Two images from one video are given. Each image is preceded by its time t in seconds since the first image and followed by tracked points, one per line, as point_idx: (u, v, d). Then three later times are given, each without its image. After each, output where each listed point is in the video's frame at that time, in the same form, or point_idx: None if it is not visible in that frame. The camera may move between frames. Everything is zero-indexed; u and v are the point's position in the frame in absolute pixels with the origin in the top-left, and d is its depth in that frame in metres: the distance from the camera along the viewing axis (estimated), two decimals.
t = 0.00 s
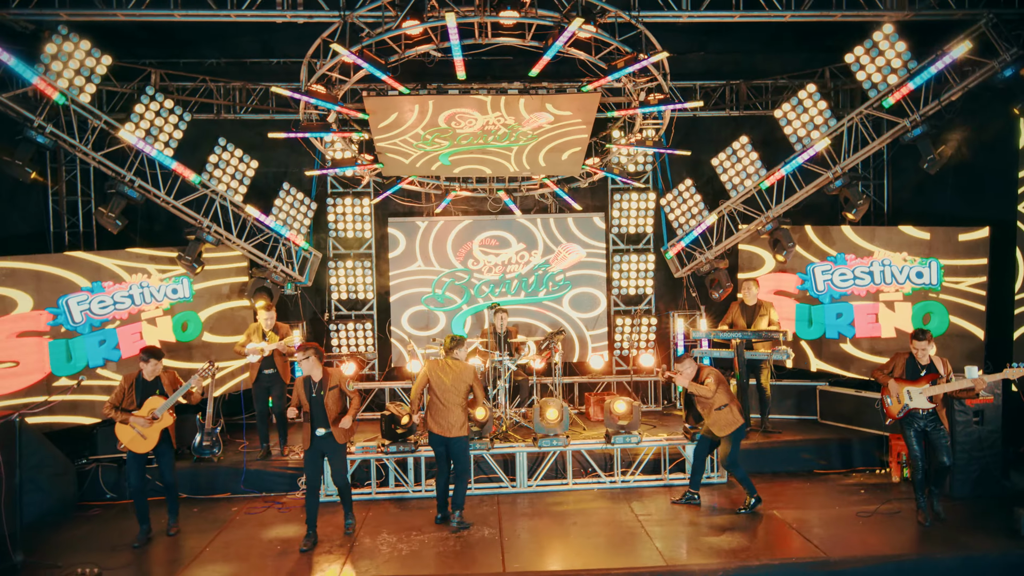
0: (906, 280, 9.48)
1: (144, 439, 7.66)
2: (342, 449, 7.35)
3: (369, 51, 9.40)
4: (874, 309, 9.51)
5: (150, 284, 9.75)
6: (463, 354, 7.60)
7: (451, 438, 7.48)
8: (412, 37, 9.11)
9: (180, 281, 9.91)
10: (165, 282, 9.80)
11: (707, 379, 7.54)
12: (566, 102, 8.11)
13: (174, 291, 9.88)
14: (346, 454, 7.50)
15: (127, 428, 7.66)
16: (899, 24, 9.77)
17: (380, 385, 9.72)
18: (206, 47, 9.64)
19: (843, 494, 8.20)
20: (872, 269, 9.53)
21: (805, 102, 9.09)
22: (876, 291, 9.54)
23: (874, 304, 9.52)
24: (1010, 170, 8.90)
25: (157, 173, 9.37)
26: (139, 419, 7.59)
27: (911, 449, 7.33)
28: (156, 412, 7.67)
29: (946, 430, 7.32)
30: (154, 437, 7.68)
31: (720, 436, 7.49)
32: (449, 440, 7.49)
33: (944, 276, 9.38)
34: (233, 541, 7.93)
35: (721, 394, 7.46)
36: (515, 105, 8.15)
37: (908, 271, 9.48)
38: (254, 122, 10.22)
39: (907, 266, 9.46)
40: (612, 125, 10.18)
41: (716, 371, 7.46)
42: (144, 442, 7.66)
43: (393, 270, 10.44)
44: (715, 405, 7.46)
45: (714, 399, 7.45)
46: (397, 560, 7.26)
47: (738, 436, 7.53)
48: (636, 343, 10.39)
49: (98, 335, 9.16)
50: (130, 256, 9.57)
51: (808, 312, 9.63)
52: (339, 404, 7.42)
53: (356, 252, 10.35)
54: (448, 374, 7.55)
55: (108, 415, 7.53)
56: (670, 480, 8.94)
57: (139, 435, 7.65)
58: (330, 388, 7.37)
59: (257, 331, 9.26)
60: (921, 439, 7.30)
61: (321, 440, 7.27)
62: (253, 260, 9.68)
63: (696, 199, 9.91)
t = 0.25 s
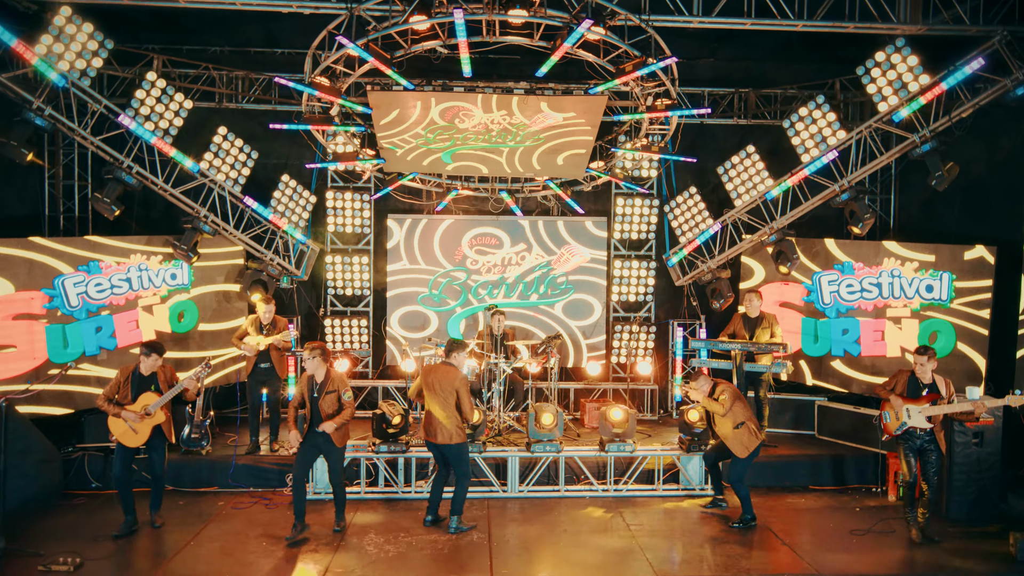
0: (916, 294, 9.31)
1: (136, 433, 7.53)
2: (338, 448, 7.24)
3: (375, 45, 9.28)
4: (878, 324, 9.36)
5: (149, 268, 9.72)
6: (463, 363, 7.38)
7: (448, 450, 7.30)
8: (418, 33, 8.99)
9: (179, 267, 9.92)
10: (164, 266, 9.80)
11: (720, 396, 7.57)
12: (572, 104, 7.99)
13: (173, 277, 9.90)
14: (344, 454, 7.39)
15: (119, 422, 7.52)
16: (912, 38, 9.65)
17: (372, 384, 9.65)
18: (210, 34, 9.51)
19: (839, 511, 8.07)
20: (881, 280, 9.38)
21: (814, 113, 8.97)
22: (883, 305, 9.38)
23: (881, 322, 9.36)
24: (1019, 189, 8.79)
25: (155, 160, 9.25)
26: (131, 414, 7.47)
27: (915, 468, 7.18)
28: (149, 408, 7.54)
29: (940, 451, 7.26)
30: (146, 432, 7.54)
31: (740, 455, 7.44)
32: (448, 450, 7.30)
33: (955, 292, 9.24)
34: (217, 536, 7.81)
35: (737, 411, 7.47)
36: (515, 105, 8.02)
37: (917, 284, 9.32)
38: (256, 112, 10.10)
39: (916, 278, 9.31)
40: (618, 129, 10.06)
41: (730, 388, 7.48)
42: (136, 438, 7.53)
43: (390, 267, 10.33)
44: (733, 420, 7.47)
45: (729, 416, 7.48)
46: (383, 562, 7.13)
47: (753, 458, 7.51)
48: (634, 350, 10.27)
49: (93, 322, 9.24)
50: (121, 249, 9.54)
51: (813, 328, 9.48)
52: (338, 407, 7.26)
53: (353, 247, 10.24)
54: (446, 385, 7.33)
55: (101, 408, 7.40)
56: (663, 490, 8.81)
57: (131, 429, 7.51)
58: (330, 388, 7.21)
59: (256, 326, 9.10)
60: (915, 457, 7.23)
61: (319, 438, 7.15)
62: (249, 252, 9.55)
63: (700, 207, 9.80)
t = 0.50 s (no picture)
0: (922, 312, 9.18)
1: (113, 416, 7.43)
2: (327, 440, 7.14)
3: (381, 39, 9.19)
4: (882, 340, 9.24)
5: (148, 254, 9.56)
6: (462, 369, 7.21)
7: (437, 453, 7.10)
8: (426, 28, 8.89)
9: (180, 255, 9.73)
10: (162, 254, 9.62)
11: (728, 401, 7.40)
12: (579, 105, 7.88)
13: (172, 265, 9.70)
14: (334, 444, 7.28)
15: (99, 402, 7.46)
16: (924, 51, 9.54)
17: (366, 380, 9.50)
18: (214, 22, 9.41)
19: (834, 528, 7.94)
20: (888, 295, 9.25)
21: (823, 124, 8.86)
22: (890, 321, 9.25)
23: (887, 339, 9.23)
24: None
25: (155, 146, 9.13)
26: (108, 395, 7.36)
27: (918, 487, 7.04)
28: (125, 390, 7.40)
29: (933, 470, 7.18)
30: (122, 415, 7.42)
31: (749, 459, 7.31)
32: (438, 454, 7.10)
33: (965, 312, 9.12)
34: (202, 529, 7.68)
35: (745, 415, 7.31)
36: (523, 105, 7.91)
37: (926, 300, 9.18)
38: (259, 102, 9.99)
39: (925, 294, 9.17)
40: (624, 133, 9.95)
41: (738, 393, 7.31)
42: (114, 420, 7.43)
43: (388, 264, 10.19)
44: (740, 426, 7.32)
45: (738, 421, 7.33)
46: (368, 562, 7.00)
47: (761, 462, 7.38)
48: (632, 358, 10.14)
49: (89, 308, 9.15)
50: (117, 234, 9.39)
51: (817, 342, 9.33)
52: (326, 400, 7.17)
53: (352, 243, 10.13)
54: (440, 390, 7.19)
55: (83, 385, 7.36)
56: (656, 500, 8.68)
57: (109, 411, 7.42)
58: (320, 379, 7.13)
59: (250, 319, 8.96)
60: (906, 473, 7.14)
61: (303, 428, 7.08)
62: (246, 243, 9.43)
63: (704, 215, 9.68)
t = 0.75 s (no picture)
0: (929, 330, 9.07)
1: (97, 407, 7.30)
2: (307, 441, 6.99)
3: (388, 33, 9.09)
4: (885, 357, 9.12)
5: (146, 242, 9.49)
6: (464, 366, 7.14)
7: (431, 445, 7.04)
8: (433, 24, 8.78)
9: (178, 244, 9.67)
10: (160, 242, 9.56)
11: (737, 421, 7.42)
12: (586, 108, 7.77)
13: (171, 253, 9.64)
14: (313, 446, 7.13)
15: (84, 392, 7.34)
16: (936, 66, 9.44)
17: (359, 378, 9.39)
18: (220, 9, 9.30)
19: (829, 546, 7.82)
20: (892, 311, 9.14)
21: (832, 136, 8.75)
22: (893, 337, 9.14)
23: (889, 356, 9.12)
24: None
25: (155, 133, 9.01)
26: (92, 386, 7.24)
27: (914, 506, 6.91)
28: (109, 381, 7.26)
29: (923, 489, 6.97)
30: (107, 407, 7.30)
31: (750, 478, 7.36)
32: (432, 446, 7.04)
33: (972, 331, 8.95)
34: (188, 522, 7.56)
35: (753, 436, 7.35)
36: (531, 106, 7.79)
37: (932, 318, 9.06)
38: (262, 92, 9.88)
39: (931, 311, 9.06)
40: (630, 137, 9.84)
41: (746, 414, 7.35)
42: (97, 411, 7.32)
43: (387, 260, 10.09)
44: (746, 446, 7.33)
45: (744, 441, 7.34)
46: (355, 562, 6.88)
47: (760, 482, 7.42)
48: (630, 365, 10.03)
49: (83, 294, 9.02)
50: (114, 220, 9.27)
51: (819, 357, 9.25)
52: (312, 399, 7.08)
53: (351, 238, 10.01)
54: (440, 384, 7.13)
55: (70, 376, 7.28)
56: (648, 510, 8.56)
57: (93, 402, 7.31)
58: (306, 377, 7.03)
59: (242, 313, 8.81)
60: (894, 492, 6.95)
61: (285, 428, 7.01)
62: (244, 234, 9.31)
63: (709, 223, 9.58)
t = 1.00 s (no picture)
0: (934, 348, 8.96)
1: (97, 394, 7.22)
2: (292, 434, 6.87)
3: (396, 27, 8.99)
4: (887, 373, 9.02)
5: (144, 229, 9.36)
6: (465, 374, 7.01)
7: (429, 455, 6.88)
8: (442, 20, 8.68)
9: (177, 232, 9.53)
10: (159, 229, 9.42)
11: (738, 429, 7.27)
12: (593, 110, 7.66)
13: (169, 242, 9.51)
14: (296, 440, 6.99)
15: (81, 379, 7.21)
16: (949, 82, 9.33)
17: (354, 374, 9.28)
18: None
19: (823, 563, 7.70)
20: (896, 327, 9.04)
21: (840, 148, 8.65)
22: (896, 353, 9.03)
23: (893, 372, 9.01)
24: None
25: (157, 119, 8.90)
26: (94, 372, 7.13)
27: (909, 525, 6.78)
28: (114, 368, 7.20)
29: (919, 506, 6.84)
30: (108, 394, 7.23)
31: (752, 487, 7.14)
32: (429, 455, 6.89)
33: (978, 350, 8.80)
34: (175, 514, 7.45)
35: (755, 443, 7.16)
36: (537, 106, 7.70)
37: (937, 335, 8.96)
38: (267, 83, 9.78)
39: (936, 329, 8.96)
40: (637, 141, 9.73)
41: (746, 420, 7.19)
42: (97, 398, 7.22)
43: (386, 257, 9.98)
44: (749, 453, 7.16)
45: (746, 449, 7.19)
46: (342, 562, 6.76)
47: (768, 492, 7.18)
48: (628, 372, 9.92)
49: (77, 280, 8.93)
50: (113, 208, 9.17)
51: (819, 371, 9.15)
52: (304, 389, 6.94)
53: (350, 233, 9.89)
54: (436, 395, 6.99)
55: (64, 361, 7.07)
56: (641, 520, 8.44)
57: (92, 389, 7.20)
58: (299, 368, 6.91)
59: (237, 303, 8.72)
60: (891, 507, 6.83)
61: (274, 420, 6.83)
62: (242, 225, 9.20)
63: (713, 232, 9.48)
